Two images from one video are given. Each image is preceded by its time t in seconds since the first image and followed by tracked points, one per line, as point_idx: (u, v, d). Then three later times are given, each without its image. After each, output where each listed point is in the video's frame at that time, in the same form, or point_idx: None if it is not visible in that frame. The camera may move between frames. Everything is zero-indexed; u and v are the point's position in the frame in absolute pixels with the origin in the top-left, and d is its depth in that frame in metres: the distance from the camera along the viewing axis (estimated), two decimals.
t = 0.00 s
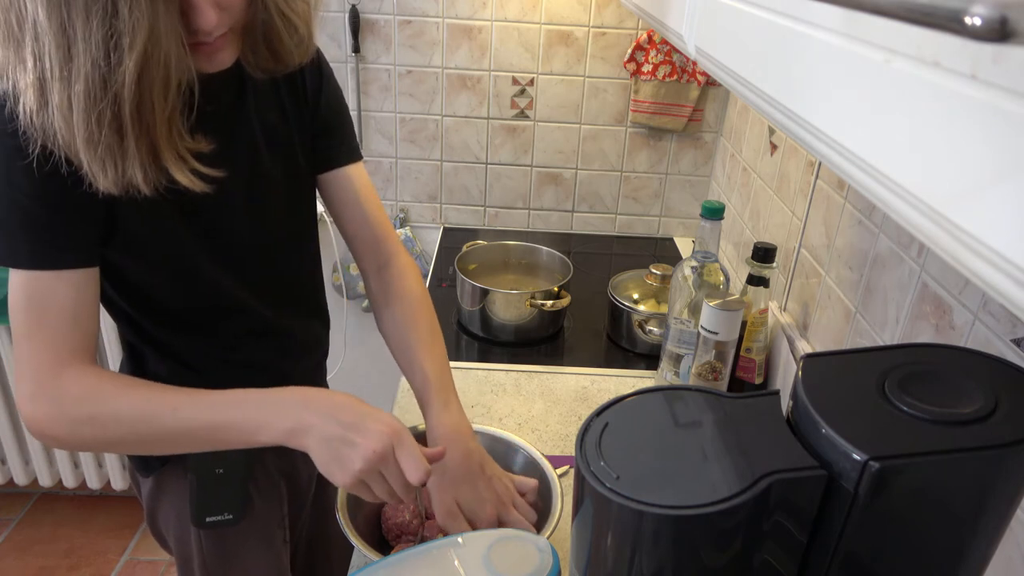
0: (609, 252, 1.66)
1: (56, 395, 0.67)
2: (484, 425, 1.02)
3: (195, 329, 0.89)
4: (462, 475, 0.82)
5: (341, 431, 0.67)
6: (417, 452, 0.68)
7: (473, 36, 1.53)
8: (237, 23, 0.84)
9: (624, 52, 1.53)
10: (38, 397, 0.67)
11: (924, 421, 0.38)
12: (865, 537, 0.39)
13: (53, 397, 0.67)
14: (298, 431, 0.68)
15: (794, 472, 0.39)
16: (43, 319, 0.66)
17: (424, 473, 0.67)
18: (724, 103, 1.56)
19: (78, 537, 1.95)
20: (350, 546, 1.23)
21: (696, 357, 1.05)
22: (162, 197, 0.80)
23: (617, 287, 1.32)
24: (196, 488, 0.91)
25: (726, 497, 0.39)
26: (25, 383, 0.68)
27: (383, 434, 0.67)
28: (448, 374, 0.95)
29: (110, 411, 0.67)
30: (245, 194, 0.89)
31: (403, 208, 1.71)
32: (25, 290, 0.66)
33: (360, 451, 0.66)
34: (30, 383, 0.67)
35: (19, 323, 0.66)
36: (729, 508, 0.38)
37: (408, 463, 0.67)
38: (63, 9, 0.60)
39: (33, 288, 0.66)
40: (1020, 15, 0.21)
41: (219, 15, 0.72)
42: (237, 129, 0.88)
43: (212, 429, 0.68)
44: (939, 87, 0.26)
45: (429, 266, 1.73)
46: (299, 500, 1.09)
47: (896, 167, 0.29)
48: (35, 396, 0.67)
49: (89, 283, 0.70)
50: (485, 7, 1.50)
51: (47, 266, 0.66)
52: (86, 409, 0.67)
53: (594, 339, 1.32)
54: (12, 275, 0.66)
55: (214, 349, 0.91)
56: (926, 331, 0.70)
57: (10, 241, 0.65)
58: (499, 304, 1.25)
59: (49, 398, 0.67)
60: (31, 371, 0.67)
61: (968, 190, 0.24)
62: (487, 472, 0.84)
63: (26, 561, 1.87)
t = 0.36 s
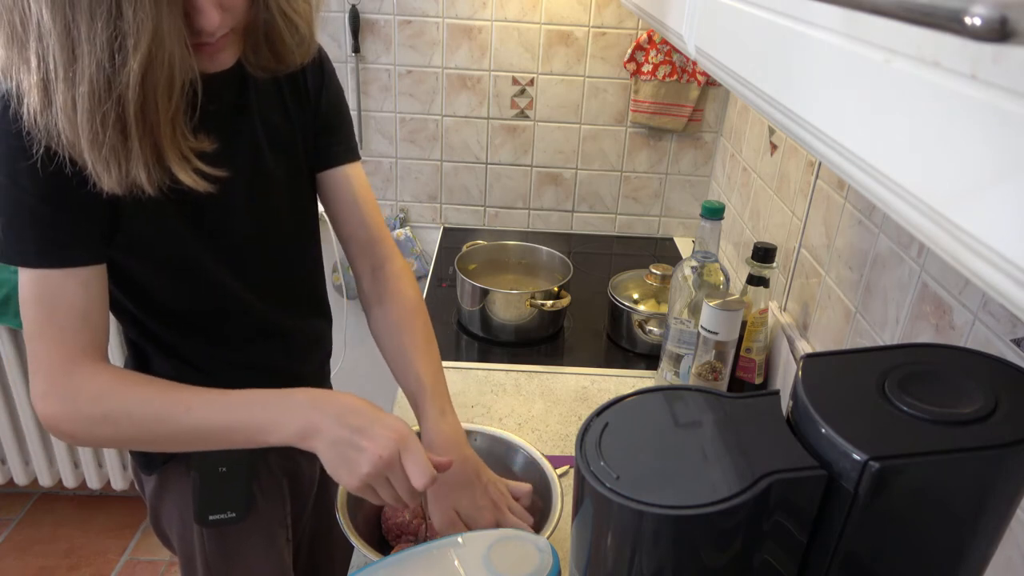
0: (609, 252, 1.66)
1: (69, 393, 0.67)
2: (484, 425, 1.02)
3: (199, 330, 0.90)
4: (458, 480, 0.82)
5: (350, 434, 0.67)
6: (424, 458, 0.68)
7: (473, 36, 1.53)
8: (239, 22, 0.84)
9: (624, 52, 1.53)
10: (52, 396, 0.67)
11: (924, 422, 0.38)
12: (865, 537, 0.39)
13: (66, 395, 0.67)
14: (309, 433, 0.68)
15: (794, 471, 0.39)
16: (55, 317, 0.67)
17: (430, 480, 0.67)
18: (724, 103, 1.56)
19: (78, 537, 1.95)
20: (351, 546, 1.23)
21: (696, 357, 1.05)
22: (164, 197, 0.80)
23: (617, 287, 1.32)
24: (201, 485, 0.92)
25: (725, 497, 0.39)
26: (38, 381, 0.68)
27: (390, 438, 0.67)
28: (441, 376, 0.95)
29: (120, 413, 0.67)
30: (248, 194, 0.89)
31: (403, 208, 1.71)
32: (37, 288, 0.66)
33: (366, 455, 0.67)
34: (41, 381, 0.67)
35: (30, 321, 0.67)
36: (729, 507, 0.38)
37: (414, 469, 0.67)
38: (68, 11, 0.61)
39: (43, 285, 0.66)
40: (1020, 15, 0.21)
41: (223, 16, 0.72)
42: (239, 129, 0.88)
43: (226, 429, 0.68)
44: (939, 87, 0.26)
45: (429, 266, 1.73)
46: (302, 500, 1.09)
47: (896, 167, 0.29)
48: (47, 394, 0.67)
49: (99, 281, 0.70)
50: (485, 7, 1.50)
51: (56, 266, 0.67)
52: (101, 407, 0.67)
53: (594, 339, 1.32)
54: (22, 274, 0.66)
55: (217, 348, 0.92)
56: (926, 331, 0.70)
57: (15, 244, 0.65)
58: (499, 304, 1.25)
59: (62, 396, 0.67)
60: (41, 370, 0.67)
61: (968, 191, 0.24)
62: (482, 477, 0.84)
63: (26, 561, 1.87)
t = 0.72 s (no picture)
0: (609, 252, 1.66)
1: (60, 394, 0.67)
2: (484, 425, 1.02)
3: (199, 329, 0.90)
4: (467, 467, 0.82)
5: (317, 445, 0.67)
6: (389, 453, 0.68)
7: (473, 36, 1.53)
8: (244, 22, 0.85)
9: (624, 52, 1.53)
10: (40, 396, 0.67)
11: (924, 422, 0.38)
12: (865, 537, 0.39)
13: (56, 396, 0.67)
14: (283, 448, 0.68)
15: (794, 472, 0.39)
16: (50, 319, 0.67)
17: (401, 472, 0.67)
18: (725, 103, 1.56)
19: (78, 537, 1.95)
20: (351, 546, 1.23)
21: (696, 357, 1.05)
22: (166, 198, 0.80)
23: (617, 287, 1.32)
24: (203, 485, 0.92)
25: (725, 497, 0.39)
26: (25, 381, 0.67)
27: (353, 440, 0.67)
28: (448, 372, 0.95)
29: (116, 416, 0.67)
30: (250, 194, 0.89)
31: (403, 208, 1.71)
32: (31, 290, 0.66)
33: (336, 462, 0.67)
34: (29, 380, 0.67)
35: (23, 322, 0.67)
36: (729, 508, 0.38)
37: (381, 464, 0.67)
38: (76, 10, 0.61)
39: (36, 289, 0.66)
40: (1020, 15, 0.21)
41: (227, 16, 0.73)
42: (243, 129, 0.88)
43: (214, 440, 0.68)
44: (938, 87, 0.26)
45: (428, 266, 1.73)
46: (303, 498, 1.09)
47: (896, 167, 0.29)
48: (33, 393, 0.67)
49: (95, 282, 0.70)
50: (485, 7, 1.50)
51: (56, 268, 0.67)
52: (92, 408, 0.67)
53: (594, 339, 1.32)
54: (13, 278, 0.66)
55: (218, 348, 0.92)
56: (926, 331, 0.70)
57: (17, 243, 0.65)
58: (499, 305, 1.25)
59: (52, 397, 0.67)
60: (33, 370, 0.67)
61: (968, 191, 0.24)
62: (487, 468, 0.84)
63: (26, 561, 1.87)
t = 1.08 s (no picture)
0: (609, 252, 1.66)
1: (86, 378, 0.67)
2: (484, 425, 1.02)
3: (202, 329, 0.90)
4: (458, 483, 0.82)
5: (369, 427, 0.67)
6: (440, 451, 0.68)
7: (473, 36, 1.53)
8: (245, 23, 0.84)
9: (624, 52, 1.53)
10: (65, 383, 0.67)
11: (924, 422, 0.38)
12: (866, 537, 0.39)
13: (80, 382, 0.67)
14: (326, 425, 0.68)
15: (794, 471, 0.39)
16: (72, 306, 0.67)
17: (449, 469, 0.67)
18: (725, 103, 1.56)
19: (78, 537, 1.95)
20: (352, 546, 1.23)
21: (696, 357, 1.05)
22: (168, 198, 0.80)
23: (617, 287, 1.32)
24: (196, 483, 0.92)
25: (725, 497, 0.39)
26: (49, 370, 0.68)
27: (409, 428, 0.68)
28: (442, 377, 0.95)
29: (117, 413, 0.67)
30: (251, 194, 0.89)
31: (403, 208, 1.71)
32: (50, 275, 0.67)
33: (385, 445, 0.67)
34: (53, 372, 0.67)
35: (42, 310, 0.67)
36: (729, 508, 0.38)
37: (431, 460, 0.67)
38: (75, 11, 0.61)
39: (56, 276, 0.67)
40: (1020, 15, 0.21)
41: (230, 17, 0.73)
42: (245, 129, 0.88)
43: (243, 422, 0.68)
44: (938, 87, 0.26)
45: (428, 266, 1.73)
46: (302, 498, 1.09)
47: (895, 166, 0.29)
48: (58, 385, 0.67)
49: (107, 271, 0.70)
50: (485, 7, 1.50)
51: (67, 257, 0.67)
52: (117, 393, 0.67)
53: (594, 339, 1.32)
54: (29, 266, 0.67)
55: (218, 347, 0.92)
56: (926, 331, 0.70)
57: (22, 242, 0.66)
58: (499, 305, 1.25)
59: (75, 383, 0.67)
60: (56, 362, 0.67)
61: (968, 191, 0.24)
62: (483, 477, 0.84)
63: (26, 561, 1.87)
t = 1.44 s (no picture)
0: (609, 252, 1.66)
1: (96, 375, 0.67)
2: (484, 425, 1.02)
3: (204, 328, 0.90)
4: (458, 482, 0.81)
5: (377, 422, 0.67)
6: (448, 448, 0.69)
7: (473, 36, 1.53)
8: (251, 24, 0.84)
9: (624, 52, 1.53)
10: (74, 380, 0.67)
11: (924, 422, 0.38)
12: (865, 537, 0.39)
13: (90, 379, 0.67)
14: (334, 419, 0.68)
15: (794, 471, 0.39)
16: (81, 302, 0.67)
17: (456, 469, 0.68)
18: (724, 103, 1.56)
19: (78, 537, 1.95)
20: (352, 546, 1.23)
21: (696, 357, 1.05)
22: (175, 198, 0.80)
23: (617, 287, 1.32)
24: (201, 483, 0.92)
25: (726, 497, 0.39)
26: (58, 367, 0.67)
27: (418, 426, 0.68)
28: (442, 376, 0.95)
29: (119, 408, 0.67)
30: (257, 194, 0.89)
31: (403, 208, 1.71)
32: (60, 272, 0.67)
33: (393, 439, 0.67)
34: (61, 368, 0.67)
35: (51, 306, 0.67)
36: (729, 507, 0.38)
37: (439, 459, 0.68)
38: (89, 10, 0.61)
39: (66, 272, 0.67)
40: (1020, 15, 0.21)
41: (236, 16, 0.73)
42: (251, 128, 0.88)
43: (251, 415, 0.68)
44: (937, 88, 0.26)
45: (428, 266, 1.73)
46: (303, 497, 1.09)
47: (895, 167, 0.29)
48: (66, 380, 0.67)
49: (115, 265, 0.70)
50: (485, 7, 1.50)
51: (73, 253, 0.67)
52: (127, 391, 0.67)
53: (594, 339, 1.32)
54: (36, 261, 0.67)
55: (220, 347, 0.92)
56: (926, 331, 0.70)
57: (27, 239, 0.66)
58: (499, 305, 1.25)
59: (84, 380, 0.67)
60: (64, 358, 0.67)
61: (969, 191, 0.24)
62: (482, 478, 0.83)
63: (26, 561, 1.87)
